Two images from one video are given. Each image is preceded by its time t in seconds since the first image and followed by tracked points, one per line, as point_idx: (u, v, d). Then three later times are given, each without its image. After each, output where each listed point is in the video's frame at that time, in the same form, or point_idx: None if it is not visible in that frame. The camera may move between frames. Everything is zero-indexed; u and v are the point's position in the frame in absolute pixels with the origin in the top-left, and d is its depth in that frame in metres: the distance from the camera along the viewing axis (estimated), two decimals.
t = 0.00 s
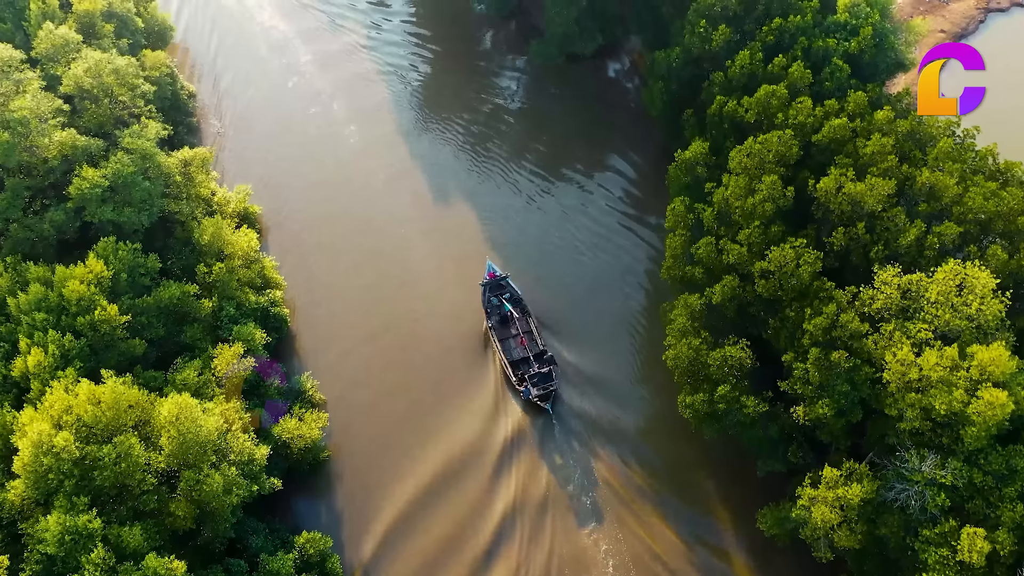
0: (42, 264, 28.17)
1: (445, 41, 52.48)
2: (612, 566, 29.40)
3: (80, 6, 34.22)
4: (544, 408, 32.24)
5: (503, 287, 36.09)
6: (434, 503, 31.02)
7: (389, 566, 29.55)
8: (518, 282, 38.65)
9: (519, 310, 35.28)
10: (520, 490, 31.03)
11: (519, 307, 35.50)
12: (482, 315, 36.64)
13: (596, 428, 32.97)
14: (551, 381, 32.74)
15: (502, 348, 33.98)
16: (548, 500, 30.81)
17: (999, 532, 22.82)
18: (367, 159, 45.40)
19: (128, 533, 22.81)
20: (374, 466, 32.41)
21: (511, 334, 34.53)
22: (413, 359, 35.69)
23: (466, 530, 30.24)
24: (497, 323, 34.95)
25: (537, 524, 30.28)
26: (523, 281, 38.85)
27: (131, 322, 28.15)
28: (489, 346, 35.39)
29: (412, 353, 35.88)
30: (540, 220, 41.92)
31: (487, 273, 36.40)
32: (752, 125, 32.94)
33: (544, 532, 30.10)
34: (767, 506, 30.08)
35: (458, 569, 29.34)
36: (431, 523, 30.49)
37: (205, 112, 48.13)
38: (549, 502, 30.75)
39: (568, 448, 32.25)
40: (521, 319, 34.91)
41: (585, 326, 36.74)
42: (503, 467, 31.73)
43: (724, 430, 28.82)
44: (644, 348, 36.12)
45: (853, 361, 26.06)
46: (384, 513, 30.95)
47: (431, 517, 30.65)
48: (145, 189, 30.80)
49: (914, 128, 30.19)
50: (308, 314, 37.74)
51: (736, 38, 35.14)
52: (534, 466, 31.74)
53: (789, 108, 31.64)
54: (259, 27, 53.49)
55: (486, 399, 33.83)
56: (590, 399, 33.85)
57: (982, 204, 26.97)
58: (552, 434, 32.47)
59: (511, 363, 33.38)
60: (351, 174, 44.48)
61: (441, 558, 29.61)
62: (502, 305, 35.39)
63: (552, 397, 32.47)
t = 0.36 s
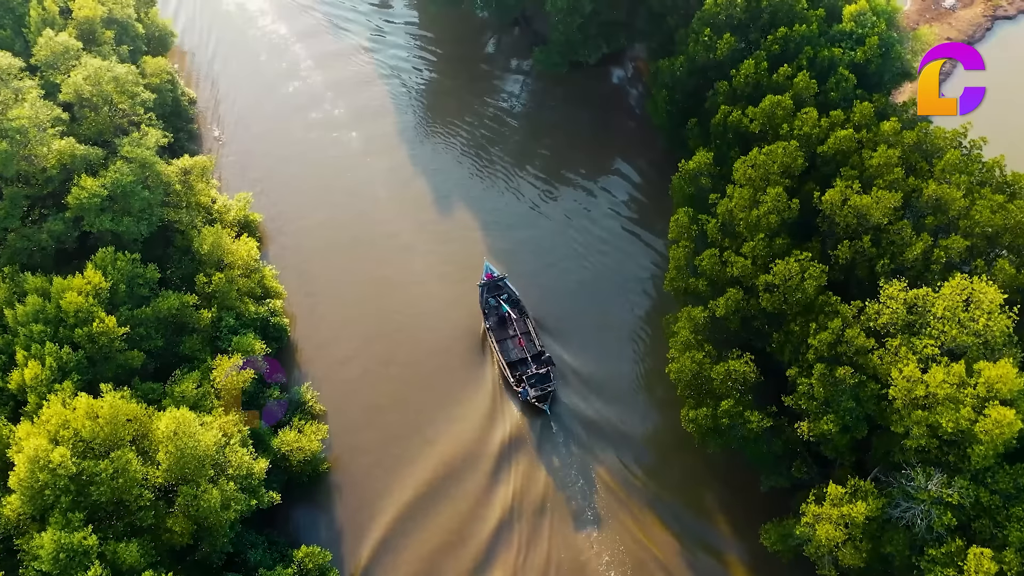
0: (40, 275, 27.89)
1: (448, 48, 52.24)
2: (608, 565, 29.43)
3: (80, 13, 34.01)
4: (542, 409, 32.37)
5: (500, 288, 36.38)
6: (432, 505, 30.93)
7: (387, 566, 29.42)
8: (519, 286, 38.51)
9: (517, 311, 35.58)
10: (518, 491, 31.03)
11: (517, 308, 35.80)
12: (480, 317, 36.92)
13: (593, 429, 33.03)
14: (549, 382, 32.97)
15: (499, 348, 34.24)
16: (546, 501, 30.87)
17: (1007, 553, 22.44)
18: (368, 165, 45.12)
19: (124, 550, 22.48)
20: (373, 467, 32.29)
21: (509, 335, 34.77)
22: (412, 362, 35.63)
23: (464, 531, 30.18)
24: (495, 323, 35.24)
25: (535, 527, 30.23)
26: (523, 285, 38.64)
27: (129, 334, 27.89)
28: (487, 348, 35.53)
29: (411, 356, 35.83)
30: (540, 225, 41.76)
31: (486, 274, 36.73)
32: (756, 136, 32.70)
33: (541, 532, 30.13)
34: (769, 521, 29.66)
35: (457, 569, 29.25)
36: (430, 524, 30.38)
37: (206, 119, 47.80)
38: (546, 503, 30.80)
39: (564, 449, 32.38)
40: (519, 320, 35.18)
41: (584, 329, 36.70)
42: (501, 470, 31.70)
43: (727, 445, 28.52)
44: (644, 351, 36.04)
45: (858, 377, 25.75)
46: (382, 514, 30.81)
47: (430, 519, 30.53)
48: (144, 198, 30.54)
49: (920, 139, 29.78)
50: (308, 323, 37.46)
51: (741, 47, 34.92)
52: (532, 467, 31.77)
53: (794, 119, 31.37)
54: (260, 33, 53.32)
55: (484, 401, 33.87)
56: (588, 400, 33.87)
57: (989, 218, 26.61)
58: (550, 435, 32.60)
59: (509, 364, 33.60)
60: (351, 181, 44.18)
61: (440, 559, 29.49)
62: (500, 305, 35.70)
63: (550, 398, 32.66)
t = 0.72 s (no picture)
0: (37, 286, 27.63)
1: (450, 53, 51.87)
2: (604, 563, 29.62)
3: (80, 20, 33.72)
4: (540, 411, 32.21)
5: (498, 289, 36.05)
6: (432, 505, 30.98)
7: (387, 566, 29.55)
8: (519, 289, 38.32)
9: (514, 311, 35.38)
10: (516, 491, 31.07)
11: (515, 309, 35.62)
12: (478, 317, 36.60)
13: (593, 432, 32.84)
14: (547, 384, 32.81)
15: (497, 349, 34.03)
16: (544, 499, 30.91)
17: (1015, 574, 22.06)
18: (369, 170, 44.88)
19: (119, 567, 22.17)
20: (372, 466, 32.36)
21: (506, 335, 34.60)
22: (412, 361, 35.55)
23: (463, 530, 30.28)
24: (492, 324, 35.00)
25: (532, 529, 30.26)
26: (523, 291, 38.31)
27: (127, 346, 27.63)
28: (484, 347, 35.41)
29: (412, 356, 35.75)
30: (542, 230, 41.54)
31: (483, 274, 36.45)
32: (761, 146, 32.41)
33: (540, 531, 30.23)
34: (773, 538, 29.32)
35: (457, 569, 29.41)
36: (429, 524, 30.46)
37: (207, 125, 47.61)
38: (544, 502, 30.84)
39: (563, 451, 32.21)
40: (517, 320, 35.02)
41: (584, 332, 36.45)
42: (500, 468, 31.71)
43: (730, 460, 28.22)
44: (643, 352, 35.95)
45: (864, 394, 25.44)
46: (381, 514, 30.90)
47: (428, 519, 30.60)
48: (143, 208, 30.28)
49: (927, 150, 29.39)
50: (308, 330, 37.18)
51: (746, 56, 34.63)
52: (530, 466, 31.75)
53: (799, 129, 31.08)
54: (262, 39, 53.08)
55: (482, 399, 33.85)
56: (587, 401, 33.70)
57: (997, 232, 26.24)
58: (548, 435, 32.49)
59: (507, 365, 33.41)
60: (353, 187, 43.95)
61: (438, 561, 29.61)
62: (497, 305, 35.42)
63: (549, 399, 32.56)
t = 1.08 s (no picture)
0: (35, 296, 27.37)
1: (454, 60, 51.46)
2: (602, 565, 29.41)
3: (80, 26, 33.50)
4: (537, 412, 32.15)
5: (495, 289, 36.09)
6: (431, 505, 30.89)
7: (386, 567, 29.45)
8: (517, 292, 38.23)
9: (512, 312, 35.39)
10: (514, 491, 30.92)
11: (513, 309, 35.60)
12: (476, 317, 36.60)
13: (591, 432, 32.65)
14: (544, 384, 32.71)
15: (495, 350, 34.04)
16: (541, 500, 30.73)
17: None
18: (370, 176, 44.62)
19: None
20: (373, 466, 32.34)
21: (504, 336, 34.63)
22: (411, 362, 35.52)
23: (462, 530, 30.17)
24: (490, 325, 35.04)
25: (530, 530, 30.10)
26: (523, 295, 38.11)
27: (125, 357, 27.39)
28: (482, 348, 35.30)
29: (411, 357, 35.72)
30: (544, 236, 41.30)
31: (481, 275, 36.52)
32: (766, 157, 32.14)
33: (539, 531, 30.08)
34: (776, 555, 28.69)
35: (456, 569, 29.27)
36: (428, 525, 30.36)
37: (207, 130, 47.42)
38: (542, 502, 30.66)
39: (561, 451, 32.02)
40: (514, 321, 34.99)
41: (583, 335, 36.29)
42: (498, 468, 31.59)
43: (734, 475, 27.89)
44: (648, 361, 35.47)
45: (870, 410, 25.12)
46: (380, 514, 30.85)
47: (427, 519, 30.51)
48: (143, 218, 30.03)
49: (933, 161, 29.05)
50: (308, 337, 36.93)
51: (751, 66, 34.32)
52: (529, 467, 31.57)
53: (804, 140, 30.78)
54: (265, 45, 52.81)
55: (481, 400, 33.75)
56: (584, 402, 33.48)
57: (1005, 245, 25.89)
58: (545, 435, 32.30)
59: (505, 366, 33.42)
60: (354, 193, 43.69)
61: (437, 560, 29.48)
62: (495, 306, 35.42)
63: (546, 399, 32.47)
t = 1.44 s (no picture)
0: (33, 308, 27.13)
1: (457, 65, 51.22)
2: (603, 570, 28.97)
3: (80, 33, 33.31)
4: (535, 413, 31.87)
5: (493, 290, 35.97)
6: (430, 504, 30.73)
7: (385, 568, 29.25)
8: (516, 292, 38.17)
9: (510, 313, 35.20)
10: (513, 491, 30.67)
11: (511, 310, 35.42)
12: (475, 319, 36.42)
13: (588, 432, 32.38)
14: (543, 385, 32.37)
15: (493, 351, 33.83)
16: (540, 502, 30.41)
17: None
18: (372, 182, 44.40)
19: None
20: (372, 466, 32.20)
21: (502, 337, 34.45)
22: (411, 363, 35.37)
23: (461, 530, 29.95)
24: (488, 326, 34.87)
25: (530, 530, 29.83)
26: (523, 298, 37.89)
27: (124, 369, 27.14)
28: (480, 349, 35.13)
29: (410, 357, 35.57)
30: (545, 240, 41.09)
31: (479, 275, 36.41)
32: (771, 168, 31.88)
33: (538, 530, 29.80)
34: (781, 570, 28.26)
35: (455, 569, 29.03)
36: (427, 525, 30.17)
37: (208, 135, 47.26)
38: (541, 504, 30.35)
39: (558, 451, 31.75)
40: (513, 322, 34.79)
41: (583, 337, 36.10)
42: (497, 468, 31.36)
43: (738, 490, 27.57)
44: (651, 367, 35.11)
45: (876, 428, 24.81)
46: (380, 514, 30.70)
47: (427, 519, 30.31)
48: (142, 227, 29.80)
49: (941, 174, 28.69)
50: (308, 343, 36.71)
51: (756, 75, 34.04)
52: (528, 467, 31.30)
53: (810, 152, 30.49)
54: (269, 52, 52.76)
55: (480, 399, 33.57)
56: (584, 405, 33.20)
57: (1013, 260, 25.52)
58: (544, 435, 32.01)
59: (502, 367, 33.19)
60: (356, 198, 43.46)
61: (437, 560, 29.27)
62: (493, 307, 35.28)
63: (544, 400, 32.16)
